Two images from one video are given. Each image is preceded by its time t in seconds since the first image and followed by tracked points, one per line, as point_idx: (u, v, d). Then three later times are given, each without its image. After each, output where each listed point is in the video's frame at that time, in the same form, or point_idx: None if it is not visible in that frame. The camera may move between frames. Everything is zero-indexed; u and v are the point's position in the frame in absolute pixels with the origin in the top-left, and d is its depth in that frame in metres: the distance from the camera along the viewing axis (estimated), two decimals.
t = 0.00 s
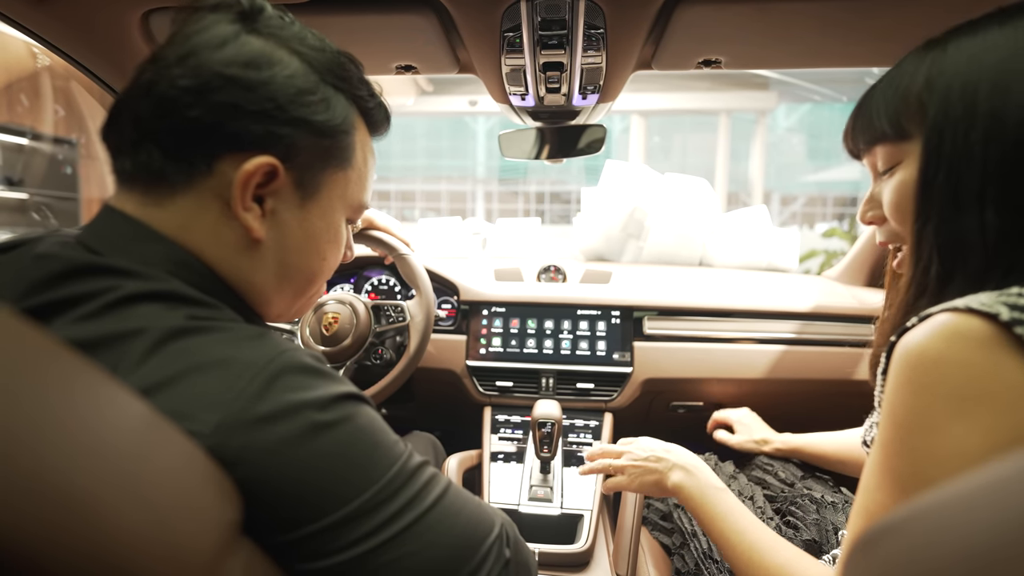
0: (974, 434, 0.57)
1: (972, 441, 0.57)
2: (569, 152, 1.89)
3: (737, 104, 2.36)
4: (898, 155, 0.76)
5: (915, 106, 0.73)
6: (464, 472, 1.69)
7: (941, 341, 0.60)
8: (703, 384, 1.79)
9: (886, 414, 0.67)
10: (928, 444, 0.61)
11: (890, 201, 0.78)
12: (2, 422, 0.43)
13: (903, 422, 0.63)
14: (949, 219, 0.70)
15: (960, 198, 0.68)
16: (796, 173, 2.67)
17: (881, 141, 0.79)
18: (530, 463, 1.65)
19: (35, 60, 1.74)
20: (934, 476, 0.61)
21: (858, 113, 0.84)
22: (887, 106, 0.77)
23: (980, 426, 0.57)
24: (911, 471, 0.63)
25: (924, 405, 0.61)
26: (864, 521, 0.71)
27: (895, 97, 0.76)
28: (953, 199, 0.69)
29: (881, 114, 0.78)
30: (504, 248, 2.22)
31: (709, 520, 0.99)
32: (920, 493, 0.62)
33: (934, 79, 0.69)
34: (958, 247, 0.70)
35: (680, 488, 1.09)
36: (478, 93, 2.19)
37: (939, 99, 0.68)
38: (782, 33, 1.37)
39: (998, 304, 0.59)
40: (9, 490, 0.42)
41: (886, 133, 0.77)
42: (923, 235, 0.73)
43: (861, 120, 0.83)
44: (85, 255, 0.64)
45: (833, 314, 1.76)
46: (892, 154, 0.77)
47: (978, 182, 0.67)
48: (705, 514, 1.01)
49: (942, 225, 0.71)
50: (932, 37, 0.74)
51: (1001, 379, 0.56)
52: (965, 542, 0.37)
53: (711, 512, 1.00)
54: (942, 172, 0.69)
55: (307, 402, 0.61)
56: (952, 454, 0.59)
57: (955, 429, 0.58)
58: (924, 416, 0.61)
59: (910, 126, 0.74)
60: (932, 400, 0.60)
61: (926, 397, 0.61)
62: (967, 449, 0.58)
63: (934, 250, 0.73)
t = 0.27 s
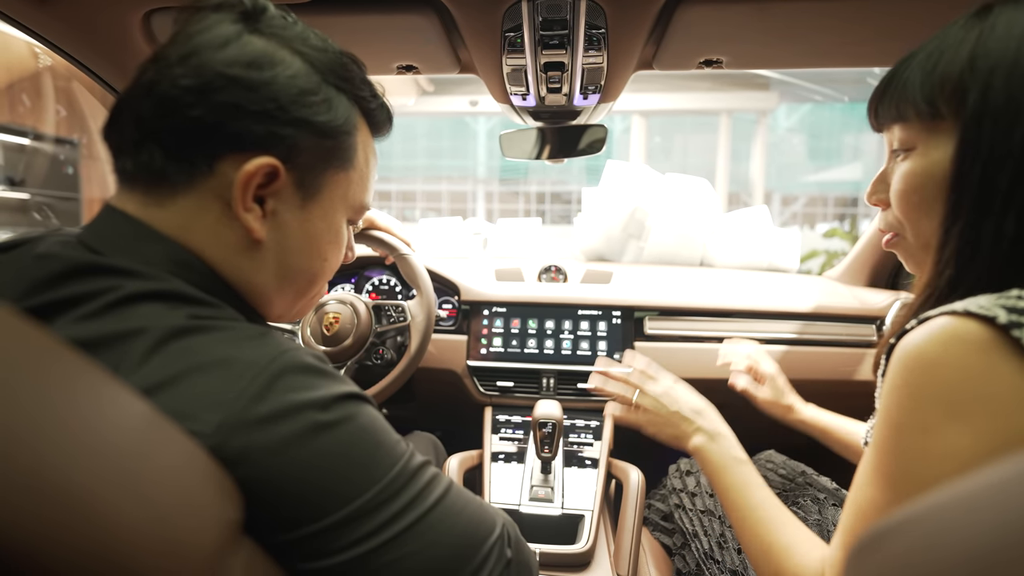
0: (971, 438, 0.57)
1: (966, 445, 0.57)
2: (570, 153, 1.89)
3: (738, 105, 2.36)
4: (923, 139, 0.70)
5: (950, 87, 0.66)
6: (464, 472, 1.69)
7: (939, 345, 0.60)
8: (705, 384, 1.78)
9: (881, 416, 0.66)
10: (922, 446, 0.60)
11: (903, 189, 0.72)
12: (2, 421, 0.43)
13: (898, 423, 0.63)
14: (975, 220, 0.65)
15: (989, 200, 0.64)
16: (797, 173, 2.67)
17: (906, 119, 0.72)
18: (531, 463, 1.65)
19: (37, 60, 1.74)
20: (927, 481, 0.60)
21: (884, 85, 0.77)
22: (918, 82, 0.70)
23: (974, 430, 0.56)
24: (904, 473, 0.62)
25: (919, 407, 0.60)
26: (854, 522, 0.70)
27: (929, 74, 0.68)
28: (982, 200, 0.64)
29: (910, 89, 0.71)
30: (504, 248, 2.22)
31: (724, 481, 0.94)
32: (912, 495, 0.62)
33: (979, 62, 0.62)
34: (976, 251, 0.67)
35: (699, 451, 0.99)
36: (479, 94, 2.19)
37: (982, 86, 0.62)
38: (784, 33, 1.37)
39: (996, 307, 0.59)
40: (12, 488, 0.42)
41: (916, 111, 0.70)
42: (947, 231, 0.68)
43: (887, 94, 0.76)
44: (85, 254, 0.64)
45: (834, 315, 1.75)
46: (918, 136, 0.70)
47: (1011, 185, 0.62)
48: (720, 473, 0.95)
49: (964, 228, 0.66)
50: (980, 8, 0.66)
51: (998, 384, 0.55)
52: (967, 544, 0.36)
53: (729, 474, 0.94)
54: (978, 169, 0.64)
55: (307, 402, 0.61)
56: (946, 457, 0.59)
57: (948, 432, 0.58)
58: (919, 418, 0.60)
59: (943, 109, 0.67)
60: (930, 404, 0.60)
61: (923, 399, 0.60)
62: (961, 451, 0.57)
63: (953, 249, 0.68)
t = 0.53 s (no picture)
0: (976, 438, 0.56)
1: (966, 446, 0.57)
2: (570, 152, 1.89)
3: (739, 104, 2.36)
4: (924, 136, 0.69)
5: (953, 84, 0.66)
6: (465, 472, 1.69)
7: (951, 344, 0.60)
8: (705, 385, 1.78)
9: (884, 416, 0.66)
10: (924, 446, 0.60)
11: (904, 186, 0.71)
12: (3, 419, 0.42)
13: (900, 423, 0.63)
14: (987, 213, 0.64)
15: (1002, 191, 0.63)
16: (798, 173, 2.67)
17: (905, 118, 0.71)
18: (531, 463, 1.65)
19: (38, 61, 1.75)
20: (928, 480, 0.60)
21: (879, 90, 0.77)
22: (915, 85, 0.70)
23: (978, 431, 0.56)
24: (905, 474, 0.62)
25: (926, 407, 0.60)
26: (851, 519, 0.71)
27: (929, 73, 0.69)
28: (995, 192, 0.63)
29: (909, 89, 0.70)
30: (505, 247, 2.21)
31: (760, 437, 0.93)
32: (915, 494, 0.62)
33: (984, 57, 0.63)
34: (992, 246, 0.65)
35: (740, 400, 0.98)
36: (479, 94, 2.19)
37: (989, 79, 0.62)
38: (785, 33, 1.37)
39: (1010, 306, 0.58)
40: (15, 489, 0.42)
41: (916, 109, 0.69)
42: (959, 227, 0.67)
43: (883, 97, 0.75)
44: (85, 255, 0.64)
45: (834, 315, 1.75)
46: (920, 134, 0.69)
47: None
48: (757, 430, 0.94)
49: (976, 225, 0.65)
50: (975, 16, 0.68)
51: (1005, 385, 0.55)
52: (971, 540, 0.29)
53: (768, 433, 0.93)
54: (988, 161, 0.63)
55: (308, 402, 0.61)
56: (947, 457, 0.59)
57: (950, 433, 0.58)
58: (921, 418, 0.60)
59: (946, 105, 0.67)
60: (937, 403, 0.59)
61: (929, 399, 0.60)
62: (960, 452, 0.57)
63: (968, 245, 0.67)
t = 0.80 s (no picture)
0: (988, 437, 0.57)
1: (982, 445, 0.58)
2: (570, 152, 1.89)
3: (739, 105, 2.36)
4: (927, 146, 0.69)
5: (946, 94, 0.67)
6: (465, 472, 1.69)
7: (956, 347, 0.60)
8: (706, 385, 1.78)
9: (897, 417, 0.66)
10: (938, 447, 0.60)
11: (911, 198, 0.71)
12: (3, 418, 0.43)
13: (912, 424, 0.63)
14: (998, 217, 0.65)
15: (1011, 195, 0.64)
16: (799, 173, 2.67)
17: (900, 130, 0.71)
18: (532, 463, 1.65)
19: (39, 60, 1.76)
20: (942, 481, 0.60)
21: (864, 106, 0.78)
22: (906, 96, 0.71)
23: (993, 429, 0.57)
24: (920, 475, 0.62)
25: (937, 411, 0.60)
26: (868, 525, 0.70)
27: (919, 85, 0.70)
28: (1005, 195, 0.64)
29: (901, 102, 0.71)
30: (505, 247, 2.21)
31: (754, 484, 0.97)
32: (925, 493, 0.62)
33: (975, 67, 0.65)
34: (1004, 248, 0.67)
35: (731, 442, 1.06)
36: (479, 94, 2.19)
37: (985, 88, 0.64)
38: (785, 34, 1.37)
39: (1013, 308, 0.58)
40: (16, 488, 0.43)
41: (913, 119, 0.70)
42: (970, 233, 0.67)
43: (871, 112, 0.76)
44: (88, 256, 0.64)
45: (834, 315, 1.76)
46: (922, 145, 0.70)
47: None
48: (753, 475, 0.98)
49: (988, 226, 0.66)
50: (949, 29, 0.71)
51: (1012, 386, 0.56)
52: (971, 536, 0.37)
53: (757, 465, 0.98)
54: (996, 168, 0.64)
55: (310, 403, 0.61)
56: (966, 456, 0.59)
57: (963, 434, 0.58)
58: (934, 419, 0.61)
59: (944, 115, 0.68)
60: (951, 406, 0.59)
61: (940, 401, 0.60)
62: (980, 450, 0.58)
63: (981, 250, 0.68)
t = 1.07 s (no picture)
0: (977, 438, 0.57)
1: (972, 445, 0.57)
2: (571, 152, 1.89)
3: (740, 105, 2.36)
4: (914, 151, 0.70)
5: (931, 101, 0.69)
6: (465, 472, 1.69)
7: (945, 347, 0.60)
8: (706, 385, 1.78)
9: (889, 417, 0.66)
10: (928, 447, 0.60)
11: (901, 204, 0.72)
12: (3, 418, 0.43)
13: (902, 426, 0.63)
14: (981, 218, 0.66)
15: (994, 195, 0.65)
16: (799, 173, 2.66)
17: (889, 138, 0.73)
18: (532, 463, 1.65)
19: (39, 60, 1.77)
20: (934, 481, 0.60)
21: (853, 117, 0.80)
22: (893, 104, 0.73)
23: (979, 429, 0.57)
24: (911, 473, 0.62)
25: (928, 412, 0.60)
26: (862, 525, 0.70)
27: (906, 93, 0.72)
28: (987, 196, 0.65)
29: (889, 110, 0.73)
30: (505, 247, 2.21)
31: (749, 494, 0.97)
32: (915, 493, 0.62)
33: (958, 76, 0.67)
34: (988, 250, 0.66)
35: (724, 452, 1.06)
36: (479, 94, 2.19)
37: (968, 94, 0.65)
38: (786, 34, 1.37)
39: (1000, 308, 0.59)
40: (16, 488, 0.43)
41: (900, 126, 0.71)
42: (955, 232, 0.68)
43: (860, 121, 0.78)
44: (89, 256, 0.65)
45: (834, 315, 1.76)
46: (908, 151, 0.71)
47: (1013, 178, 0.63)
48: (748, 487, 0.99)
49: (971, 227, 0.66)
50: (933, 42, 0.73)
51: (1000, 385, 0.56)
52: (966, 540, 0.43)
53: (750, 475, 1.00)
54: (976, 169, 0.65)
55: (308, 402, 0.61)
56: (952, 455, 0.59)
57: (952, 435, 0.59)
58: (922, 419, 0.61)
59: (929, 121, 0.69)
60: (941, 405, 0.59)
61: (929, 400, 0.60)
62: (969, 450, 0.58)
63: (964, 252, 0.68)
